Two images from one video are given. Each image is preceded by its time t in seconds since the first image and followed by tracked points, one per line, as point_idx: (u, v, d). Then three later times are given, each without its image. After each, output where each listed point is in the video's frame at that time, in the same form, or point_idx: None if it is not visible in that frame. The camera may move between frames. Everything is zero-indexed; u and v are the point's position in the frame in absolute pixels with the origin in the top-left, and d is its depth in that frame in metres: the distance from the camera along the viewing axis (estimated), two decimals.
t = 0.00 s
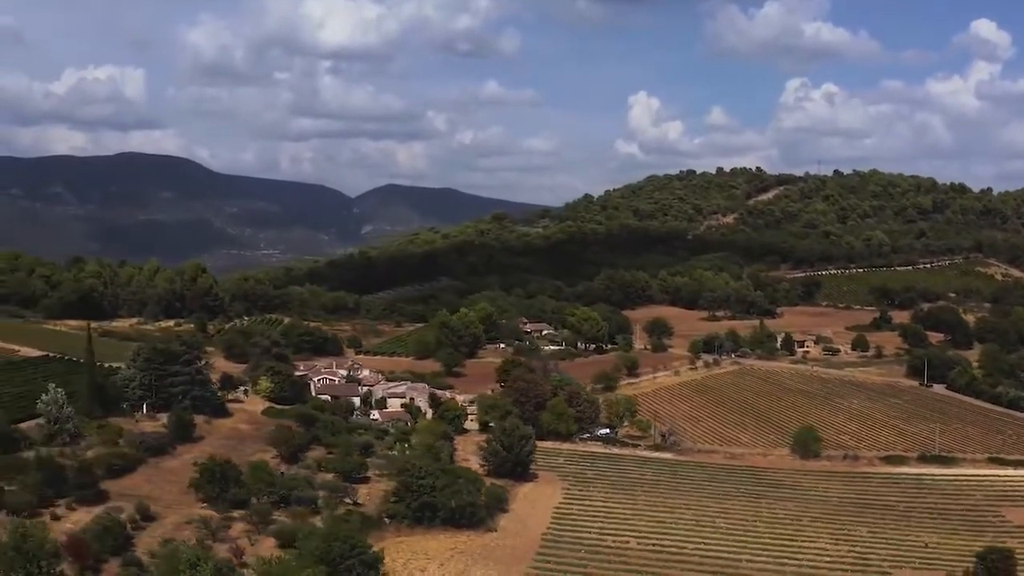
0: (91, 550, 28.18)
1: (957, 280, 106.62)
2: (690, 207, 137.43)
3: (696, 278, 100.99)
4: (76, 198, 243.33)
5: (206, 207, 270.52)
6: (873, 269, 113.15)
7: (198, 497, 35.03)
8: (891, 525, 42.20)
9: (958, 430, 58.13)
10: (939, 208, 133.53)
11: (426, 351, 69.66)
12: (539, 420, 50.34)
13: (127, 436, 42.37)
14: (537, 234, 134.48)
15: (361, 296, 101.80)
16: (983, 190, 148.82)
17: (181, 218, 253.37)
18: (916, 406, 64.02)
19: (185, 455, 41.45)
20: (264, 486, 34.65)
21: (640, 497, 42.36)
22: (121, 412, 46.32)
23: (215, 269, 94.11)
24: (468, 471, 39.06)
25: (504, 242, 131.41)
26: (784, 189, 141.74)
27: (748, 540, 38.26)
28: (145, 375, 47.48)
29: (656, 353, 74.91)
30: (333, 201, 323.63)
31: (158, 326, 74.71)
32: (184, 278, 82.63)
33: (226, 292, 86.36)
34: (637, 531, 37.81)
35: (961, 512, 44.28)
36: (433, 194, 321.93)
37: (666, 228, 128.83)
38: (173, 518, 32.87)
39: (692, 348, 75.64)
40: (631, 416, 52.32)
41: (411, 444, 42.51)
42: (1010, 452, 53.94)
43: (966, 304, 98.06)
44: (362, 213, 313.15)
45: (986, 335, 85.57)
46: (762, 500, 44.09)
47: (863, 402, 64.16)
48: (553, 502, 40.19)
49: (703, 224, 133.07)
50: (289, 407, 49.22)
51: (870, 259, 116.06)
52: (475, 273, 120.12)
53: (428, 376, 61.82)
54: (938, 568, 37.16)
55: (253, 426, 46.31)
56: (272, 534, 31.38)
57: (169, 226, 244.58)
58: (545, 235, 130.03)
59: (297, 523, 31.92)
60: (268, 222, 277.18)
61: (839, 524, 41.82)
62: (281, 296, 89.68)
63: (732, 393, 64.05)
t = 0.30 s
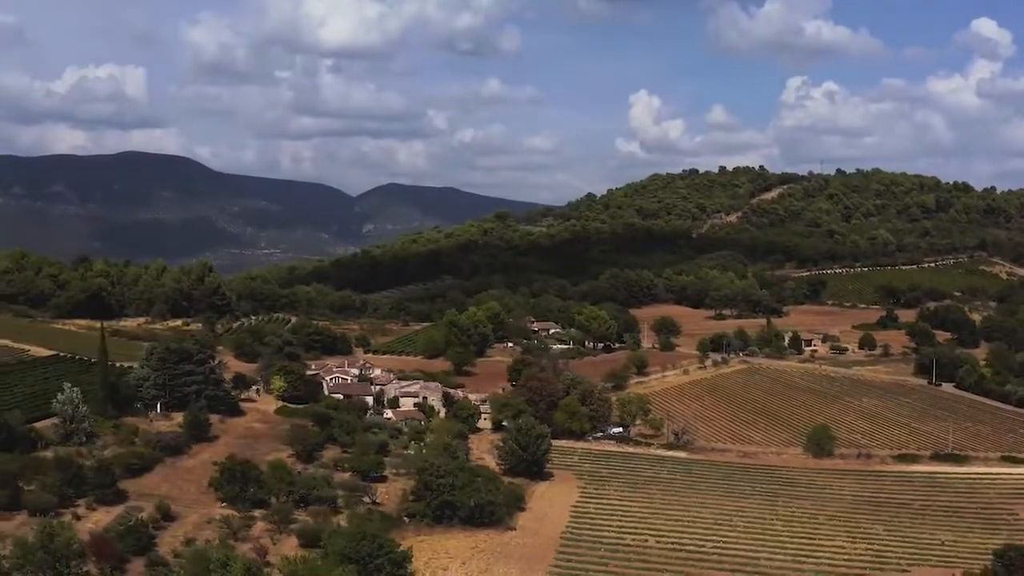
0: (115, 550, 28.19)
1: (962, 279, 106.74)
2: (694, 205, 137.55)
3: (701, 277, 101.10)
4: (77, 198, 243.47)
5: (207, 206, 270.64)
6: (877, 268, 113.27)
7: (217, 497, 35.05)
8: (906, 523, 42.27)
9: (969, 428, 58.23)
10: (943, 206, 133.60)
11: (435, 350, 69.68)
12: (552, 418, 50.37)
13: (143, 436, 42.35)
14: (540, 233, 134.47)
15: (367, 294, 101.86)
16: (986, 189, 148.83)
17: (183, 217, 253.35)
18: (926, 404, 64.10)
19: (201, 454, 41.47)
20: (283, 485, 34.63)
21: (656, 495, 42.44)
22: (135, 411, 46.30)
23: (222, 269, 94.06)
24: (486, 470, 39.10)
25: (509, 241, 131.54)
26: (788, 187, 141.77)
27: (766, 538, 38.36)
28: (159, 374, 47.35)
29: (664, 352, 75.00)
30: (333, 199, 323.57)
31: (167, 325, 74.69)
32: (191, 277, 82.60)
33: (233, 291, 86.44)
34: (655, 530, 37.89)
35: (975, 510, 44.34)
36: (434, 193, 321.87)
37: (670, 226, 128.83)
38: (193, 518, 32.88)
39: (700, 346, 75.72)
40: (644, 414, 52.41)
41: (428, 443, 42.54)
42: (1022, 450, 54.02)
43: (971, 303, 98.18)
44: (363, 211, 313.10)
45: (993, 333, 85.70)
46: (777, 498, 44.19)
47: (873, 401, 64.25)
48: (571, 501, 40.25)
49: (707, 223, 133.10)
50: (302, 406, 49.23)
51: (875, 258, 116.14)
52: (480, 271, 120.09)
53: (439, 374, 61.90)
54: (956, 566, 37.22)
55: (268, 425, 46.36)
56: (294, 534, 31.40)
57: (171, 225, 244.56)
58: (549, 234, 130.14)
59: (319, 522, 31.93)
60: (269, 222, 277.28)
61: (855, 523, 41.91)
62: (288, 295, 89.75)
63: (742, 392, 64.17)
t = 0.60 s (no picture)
0: (143, 549, 28.05)
1: (968, 277, 106.79)
2: (698, 204, 137.59)
3: (708, 275, 101.15)
4: (79, 197, 243.32)
5: (208, 205, 270.46)
6: (883, 266, 113.34)
7: (239, 496, 34.99)
8: (924, 521, 42.33)
9: (981, 426, 58.28)
10: (947, 205, 133.63)
11: (445, 349, 69.68)
12: (567, 417, 50.39)
13: (160, 435, 42.27)
14: (545, 231, 134.44)
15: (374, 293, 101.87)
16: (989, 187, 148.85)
17: (184, 216, 253.20)
18: (937, 402, 64.16)
19: (220, 452, 41.44)
20: (306, 484, 34.58)
21: (674, 493, 42.53)
22: (151, 410, 46.24)
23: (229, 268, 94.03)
24: (506, 468, 39.09)
25: (513, 239, 131.51)
26: (792, 186, 141.80)
27: (785, 536, 38.48)
28: (174, 373, 47.34)
29: (674, 350, 75.04)
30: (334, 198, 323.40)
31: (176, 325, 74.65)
32: (199, 276, 82.56)
33: (241, 290, 86.36)
34: (676, 527, 37.95)
35: (992, 507, 44.40)
36: (434, 191, 321.73)
37: (674, 225, 128.87)
38: (217, 516, 32.83)
39: (710, 345, 75.76)
40: (658, 412, 52.42)
41: (446, 441, 42.56)
42: None
43: (978, 301, 98.25)
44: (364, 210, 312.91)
45: (1000, 332, 85.76)
46: (794, 496, 44.25)
47: (884, 399, 64.32)
48: (590, 499, 40.27)
49: (711, 222, 133.17)
50: (318, 405, 49.23)
51: (880, 256, 116.23)
52: (485, 270, 120.08)
53: (451, 373, 61.91)
54: (976, 563, 37.28)
55: (284, 424, 46.34)
56: (319, 532, 31.40)
57: (172, 224, 244.42)
58: (553, 233, 130.12)
59: (344, 521, 31.90)
60: (270, 221, 277.13)
61: (874, 520, 41.97)
62: (295, 294, 89.70)
63: (754, 390, 64.23)
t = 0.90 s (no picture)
0: (168, 549, 27.99)
1: (972, 276, 106.86)
2: (702, 202, 137.66)
3: (713, 274, 101.22)
4: (79, 196, 243.50)
5: (209, 204, 270.41)
6: (887, 265, 113.45)
7: (258, 495, 34.96)
8: (939, 519, 42.42)
9: (992, 424, 58.30)
10: (951, 203, 133.67)
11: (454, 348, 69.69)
12: (580, 416, 50.44)
13: (176, 433, 42.31)
14: (548, 230, 134.43)
15: (379, 291, 101.89)
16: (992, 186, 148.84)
17: (185, 215, 253.10)
18: (947, 401, 64.17)
19: (236, 452, 41.44)
20: (326, 483, 34.54)
21: (690, 491, 42.57)
22: (166, 409, 46.34)
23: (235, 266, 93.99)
24: (523, 466, 39.11)
25: (517, 238, 131.54)
26: (795, 185, 141.86)
27: (803, 535, 38.53)
28: (188, 372, 47.37)
29: (682, 349, 75.12)
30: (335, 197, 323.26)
31: (184, 324, 74.65)
32: (206, 275, 82.54)
33: (247, 289, 86.42)
34: (694, 526, 38.08)
35: (1006, 505, 44.45)
36: (435, 190, 321.59)
37: (678, 224, 128.93)
38: (238, 516, 32.79)
39: (718, 344, 75.84)
40: (670, 411, 52.47)
41: (462, 439, 42.62)
42: None
43: (983, 299, 98.31)
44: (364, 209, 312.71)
45: (1006, 331, 85.83)
46: (809, 495, 44.35)
47: (893, 398, 64.34)
48: (606, 497, 40.34)
49: (715, 221, 133.22)
50: (331, 403, 49.26)
51: (884, 256, 116.30)
52: (489, 269, 120.09)
53: (461, 372, 61.92)
54: (993, 561, 37.35)
55: (298, 423, 46.37)
56: (341, 531, 31.45)
57: (173, 222, 244.27)
58: (557, 232, 130.22)
59: (365, 520, 31.93)
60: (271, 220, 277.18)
61: (889, 518, 42.07)
62: (302, 293, 89.71)
63: (763, 388, 64.28)
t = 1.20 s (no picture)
0: (196, 548, 27.97)
1: (978, 275, 106.95)
2: (706, 202, 137.71)
3: (720, 273, 101.28)
4: (81, 194, 243.56)
5: (210, 202, 270.37)
6: (892, 264, 113.54)
7: (281, 494, 34.97)
8: (956, 517, 42.49)
9: (1003, 423, 58.36)
10: (955, 202, 133.75)
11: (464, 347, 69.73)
12: (595, 414, 50.50)
13: (194, 432, 42.30)
14: (553, 229, 134.46)
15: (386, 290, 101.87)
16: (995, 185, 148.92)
17: (186, 213, 253.01)
18: (957, 400, 64.21)
19: (255, 451, 41.45)
20: (348, 482, 34.52)
21: (708, 490, 42.67)
22: (183, 408, 46.36)
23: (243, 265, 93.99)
24: (543, 464, 39.15)
25: (522, 236, 131.59)
26: (799, 184, 141.93)
27: (822, 533, 38.71)
28: (203, 371, 47.40)
29: (690, 348, 75.22)
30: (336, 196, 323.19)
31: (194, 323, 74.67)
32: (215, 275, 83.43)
33: (255, 288, 86.44)
34: (714, 524, 38.20)
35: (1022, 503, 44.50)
36: (436, 189, 321.48)
37: (683, 223, 128.98)
38: (261, 515, 32.77)
39: (727, 343, 75.95)
40: (684, 409, 52.52)
41: (480, 438, 42.65)
42: None
43: (989, 298, 98.42)
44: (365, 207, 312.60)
45: (1014, 330, 85.93)
46: (825, 493, 44.42)
47: (904, 396, 64.38)
48: (625, 496, 40.41)
49: (719, 220, 133.28)
50: (346, 402, 49.28)
51: (890, 254, 116.38)
52: (495, 268, 120.11)
53: (473, 371, 61.99)
54: (1012, 559, 37.41)
55: (314, 422, 46.38)
56: (366, 530, 31.48)
57: (174, 220, 244.17)
58: (562, 231, 130.27)
59: (390, 519, 31.97)
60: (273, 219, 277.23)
61: (906, 516, 42.16)
62: (309, 292, 89.70)
63: (774, 387, 64.34)
